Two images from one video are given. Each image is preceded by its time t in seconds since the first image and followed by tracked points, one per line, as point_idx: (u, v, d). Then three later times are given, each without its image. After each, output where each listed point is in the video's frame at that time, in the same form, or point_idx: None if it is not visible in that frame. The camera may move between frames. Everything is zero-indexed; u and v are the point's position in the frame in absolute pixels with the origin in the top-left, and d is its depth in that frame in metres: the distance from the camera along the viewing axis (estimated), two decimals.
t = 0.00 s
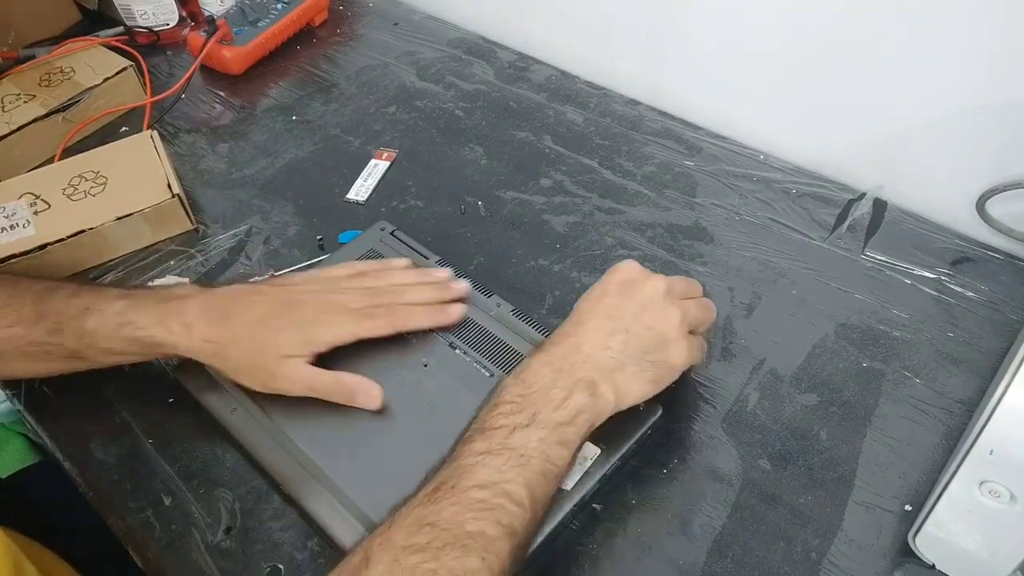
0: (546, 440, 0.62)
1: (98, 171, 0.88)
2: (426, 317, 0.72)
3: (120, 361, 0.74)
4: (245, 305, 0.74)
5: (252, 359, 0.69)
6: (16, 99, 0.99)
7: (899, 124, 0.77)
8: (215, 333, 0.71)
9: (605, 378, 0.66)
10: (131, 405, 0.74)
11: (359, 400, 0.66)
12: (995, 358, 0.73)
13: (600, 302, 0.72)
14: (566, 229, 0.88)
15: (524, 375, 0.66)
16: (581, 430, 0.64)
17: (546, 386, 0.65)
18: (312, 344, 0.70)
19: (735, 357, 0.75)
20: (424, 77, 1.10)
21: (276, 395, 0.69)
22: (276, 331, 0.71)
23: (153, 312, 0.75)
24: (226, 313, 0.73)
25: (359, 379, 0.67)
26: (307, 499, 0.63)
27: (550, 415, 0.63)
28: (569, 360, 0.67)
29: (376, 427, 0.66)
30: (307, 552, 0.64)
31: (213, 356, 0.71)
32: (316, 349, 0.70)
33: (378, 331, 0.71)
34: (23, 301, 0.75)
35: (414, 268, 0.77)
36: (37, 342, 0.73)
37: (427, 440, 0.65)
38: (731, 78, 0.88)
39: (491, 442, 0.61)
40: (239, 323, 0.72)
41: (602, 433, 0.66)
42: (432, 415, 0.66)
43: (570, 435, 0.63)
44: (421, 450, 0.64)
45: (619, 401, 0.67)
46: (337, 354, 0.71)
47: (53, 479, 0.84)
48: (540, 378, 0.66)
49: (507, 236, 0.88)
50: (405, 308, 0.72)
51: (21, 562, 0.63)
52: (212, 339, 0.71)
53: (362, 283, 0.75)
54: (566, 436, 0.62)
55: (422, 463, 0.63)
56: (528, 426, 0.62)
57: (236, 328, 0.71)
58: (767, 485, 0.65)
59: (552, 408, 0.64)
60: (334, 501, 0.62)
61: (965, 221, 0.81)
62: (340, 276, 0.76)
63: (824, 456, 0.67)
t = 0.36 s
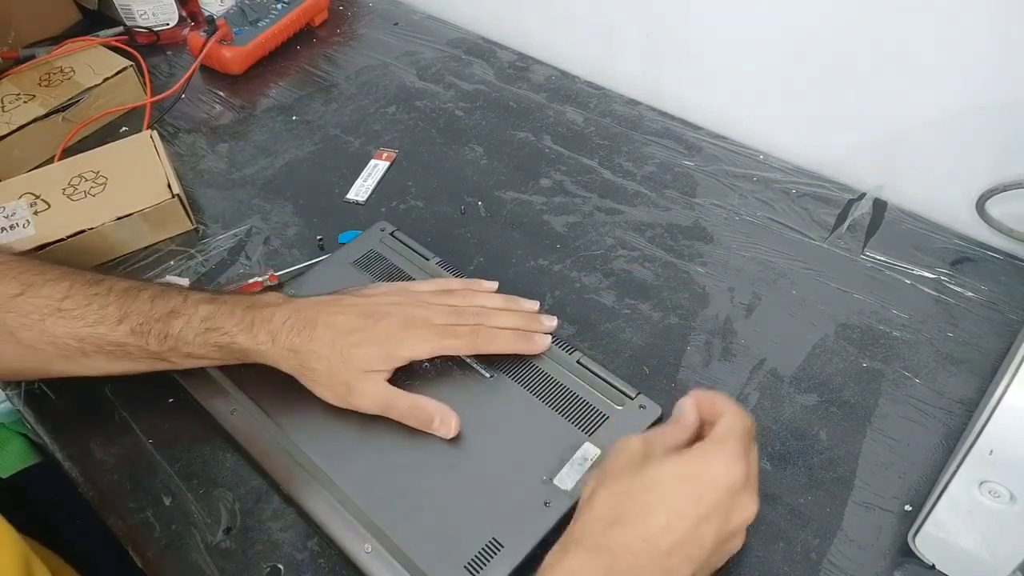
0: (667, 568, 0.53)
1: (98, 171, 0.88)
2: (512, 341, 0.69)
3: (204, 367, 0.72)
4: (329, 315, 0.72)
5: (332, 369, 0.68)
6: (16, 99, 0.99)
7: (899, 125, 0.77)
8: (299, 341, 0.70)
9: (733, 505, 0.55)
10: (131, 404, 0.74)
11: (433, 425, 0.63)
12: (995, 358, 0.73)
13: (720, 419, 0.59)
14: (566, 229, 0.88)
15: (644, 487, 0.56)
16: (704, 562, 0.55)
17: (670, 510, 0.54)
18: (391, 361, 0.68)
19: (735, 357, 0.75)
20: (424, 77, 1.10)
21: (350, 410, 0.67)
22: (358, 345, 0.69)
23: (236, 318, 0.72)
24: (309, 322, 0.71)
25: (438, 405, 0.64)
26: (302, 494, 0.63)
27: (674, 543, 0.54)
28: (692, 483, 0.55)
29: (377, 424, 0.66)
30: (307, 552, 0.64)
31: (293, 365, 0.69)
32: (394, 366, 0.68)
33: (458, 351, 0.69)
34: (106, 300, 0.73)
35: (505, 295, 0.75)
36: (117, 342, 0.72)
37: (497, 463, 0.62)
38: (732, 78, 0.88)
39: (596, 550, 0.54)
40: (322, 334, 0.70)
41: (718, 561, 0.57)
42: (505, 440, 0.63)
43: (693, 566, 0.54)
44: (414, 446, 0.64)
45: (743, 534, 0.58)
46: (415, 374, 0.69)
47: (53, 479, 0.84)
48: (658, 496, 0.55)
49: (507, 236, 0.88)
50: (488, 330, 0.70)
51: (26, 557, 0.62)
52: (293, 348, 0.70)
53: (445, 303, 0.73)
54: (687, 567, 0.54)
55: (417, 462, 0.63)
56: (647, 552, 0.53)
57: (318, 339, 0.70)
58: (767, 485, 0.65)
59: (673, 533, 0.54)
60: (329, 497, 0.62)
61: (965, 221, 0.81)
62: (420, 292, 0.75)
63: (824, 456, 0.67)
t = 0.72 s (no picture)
0: (636, 545, 0.55)
1: (98, 171, 0.88)
2: (510, 340, 0.69)
3: (202, 371, 0.72)
4: (326, 319, 0.72)
5: (329, 375, 0.68)
6: (16, 100, 0.99)
7: (899, 125, 0.77)
8: (297, 345, 0.70)
9: (693, 485, 0.58)
10: (131, 405, 0.74)
11: (433, 429, 0.63)
12: (995, 358, 0.73)
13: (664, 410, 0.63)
14: (566, 229, 0.88)
15: (607, 470, 0.58)
16: (675, 544, 0.57)
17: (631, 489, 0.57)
18: (389, 364, 0.68)
19: (735, 357, 0.75)
20: (424, 77, 1.10)
21: (350, 415, 0.67)
22: (355, 349, 0.69)
23: (234, 322, 0.73)
24: (307, 326, 0.71)
25: (436, 408, 0.64)
26: (301, 493, 0.63)
27: (639, 521, 0.56)
28: (650, 465, 0.58)
29: (377, 423, 0.66)
30: (307, 552, 0.64)
31: (292, 370, 0.69)
32: (391, 369, 0.68)
33: (456, 351, 0.69)
34: (103, 306, 0.74)
35: (505, 295, 0.75)
36: (114, 348, 0.71)
37: (497, 464, 0.62)
38: (732, 78, 0.88)
39: (573, 532, 0.56)
40: (319, 338, 0.70)
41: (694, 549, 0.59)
42: (505, 441, 0.63)
43: (664, 545, 0.56)
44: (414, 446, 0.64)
45: (715, 519, 0.59)
46: (414, 377, 0.69)
47: (53, 480, 0.84)
48: (620, 477, 0.58)
49: (507, 236, 0.88)
50: (486, 329, 0.70)
51: (27, 557, 0.62)
52: (291, 353, 0.70)
53: (442, 303, 0.73)
54: (657, 546, 0.56)
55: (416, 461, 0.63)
56: (615, 530, 0.56)
57: (316, 343, 0.70)
58: (767, 485, 0.65)
59: (637, 511, 0.56)
60: (328, 498, 0.62)
61: (965, 221, 0.81)
62: (418, 293, 0.75)
63: (824, 456, 0.67)
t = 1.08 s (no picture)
0: (646, 515, 0.57)
1: (98, 171, 0.88)
2: (511, 340, 0.69)
3: (202, 369, 0.72)
4: (326, 317, 0.72)
5: (329, 372, 0.68)
6: (16, 99, 0.99)
7: (899, 124, 0.77)
8: (297, 342, 0.70)
9: (707, 464, 0.59)
10: (131, 405, 0.74)
11: (432, 428, 0.63)
12: (995, 358, 0.73)
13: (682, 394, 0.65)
14: (566, 229, 0.88)
15: (622, 440, 0.60)
16: (685, 522, 0.58)
17: (646, 460, 0.59)
18: (389, 362, 0.68)
19: (735, 357, 0.75)
20: (424, 77, 1.10)
21: (349, 413, 0.67)
22: (355, 347, 0.69)
23: (234, 319, 0.73)
24: (306, 323, 0.71)
25: (436, 407, 0.65)
26: (301, 493, 0.63)
27: (650, 492, 0.58)
28: (665, 438, 0.60)
29: (377, 423, 0.66)
30: (307, 552, 0.64)
31: (292, 368, 0.69)
32: (391, 367, 0.68)
33: (456, 351, 0.69)
34: (103, 304, 0.74)
35: (505, 295, 0.75)
36: (114, 346, 0.71)
37: (497, 463, 0.62)
38: (732, 78, 0.88)
39: (583, 498, 0.58)
40: (319, 336, 0.70)
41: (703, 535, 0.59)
42: (505, 440, 0.63)
43: (674, 519, 0.57)
44: (414, 446, 0.64)
45: (725, 503, 0.60)
46: (414, 376, 0.69)
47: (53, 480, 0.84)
48: (633, 450, 0.60)
49: (507, 236, 0.88)
50: (486, 328, 0.70)
51: (27, 557, 0.62)
52: (290, 351, 0.70)
53: (442, 303, 0.73)
54: (668, 518, 0.57)
55: (416, 461, 0.63)
56: (627, 497, 0.58)
57: (315, 341, 0.70)
58: (767, 486, 0.65)
59: (651, 481, 0.58)
60: (328, 497, 0.62)
61: (965, 221, 0.81)
62: (419, 292, 0.75)
63: (824, 456, 0.67)
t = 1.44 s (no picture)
0: (691, 506, 0.58)
1: (98, 171, 0.88)
2: (510, 340, 0.69)
3: (200, 368, 0.72)
4: (325, 317, 0.72)
5: (329, 372, 0.68)
6: (16, 99, 0.99)
7: (900, 124, 0.77)
8: (297, 343, 0.70)
9: (743, 464, 0.60)
10: (131, 405, 0.74)
11: (433, 428, 0.63)
12: (995, 358, 0.73)
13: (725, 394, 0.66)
14: (566, 229, 0.88)
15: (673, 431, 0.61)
16: (715, 518, 0.59)
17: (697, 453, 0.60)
18: (388, 362, 0.68)
19: (735, 357, 0.75)
20: (424, 77, 1.10)
21: (349, 413, 0.67)
22: (354, 347, 0.69)
23: (233, 319, 0.73)
24: (306, 324, 0.71)
25: (436, 407, 0.65)
26: (301, 493, 0.63)
27: (697, 485, 0.59)
28: (714, 432, 0.61)
29: (377, 422, 0.66)
30: (308, 552, 0.64)
31: (291, 367, 0.69)
32: (391, 367, 0.68)
33: (456, 351, 0.69)
34: (102, 304, 0.74)
35: (505, 295, 0.75)
36: (113, 346, 0.71)
37: (497, 463, 0.62)
38: (732, 78, 0.88)
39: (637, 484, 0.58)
40: (318, 336, 0.70)
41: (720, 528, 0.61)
42: (504, 440, 0.63)
43: (710, 513, 0.58)
44: (413, 446, 0.64)
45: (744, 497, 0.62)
46: (414, 375, 0.69)
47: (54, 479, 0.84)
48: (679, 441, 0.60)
49: (507, 236, 0.88)
50: (486, 328, 0.70)
51: (27, 558, 0.62)
52: (289, 350, 0.70)
53: (442, 303, 0.73)
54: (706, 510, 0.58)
55: (416, 461, 0.63)
56: (677, 486, 0.58)
57: (315, 341, 0.70)
58: (767, 486, 0.65)
59: (699, 474, 0.59)
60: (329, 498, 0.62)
61: (965, 221, 0.81)
62: (418, 292, 0.75)
63: (824, 456, 0.67)
